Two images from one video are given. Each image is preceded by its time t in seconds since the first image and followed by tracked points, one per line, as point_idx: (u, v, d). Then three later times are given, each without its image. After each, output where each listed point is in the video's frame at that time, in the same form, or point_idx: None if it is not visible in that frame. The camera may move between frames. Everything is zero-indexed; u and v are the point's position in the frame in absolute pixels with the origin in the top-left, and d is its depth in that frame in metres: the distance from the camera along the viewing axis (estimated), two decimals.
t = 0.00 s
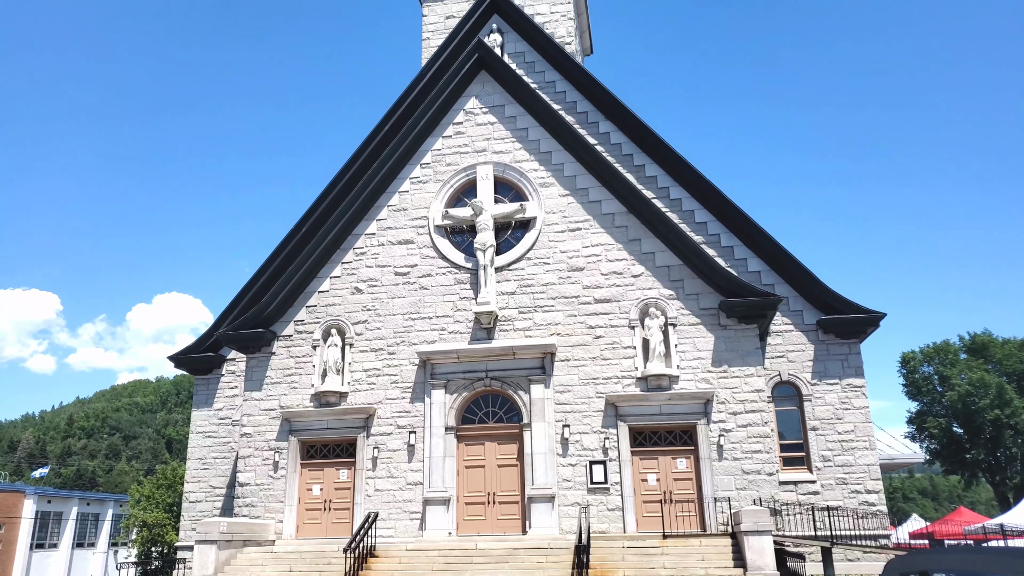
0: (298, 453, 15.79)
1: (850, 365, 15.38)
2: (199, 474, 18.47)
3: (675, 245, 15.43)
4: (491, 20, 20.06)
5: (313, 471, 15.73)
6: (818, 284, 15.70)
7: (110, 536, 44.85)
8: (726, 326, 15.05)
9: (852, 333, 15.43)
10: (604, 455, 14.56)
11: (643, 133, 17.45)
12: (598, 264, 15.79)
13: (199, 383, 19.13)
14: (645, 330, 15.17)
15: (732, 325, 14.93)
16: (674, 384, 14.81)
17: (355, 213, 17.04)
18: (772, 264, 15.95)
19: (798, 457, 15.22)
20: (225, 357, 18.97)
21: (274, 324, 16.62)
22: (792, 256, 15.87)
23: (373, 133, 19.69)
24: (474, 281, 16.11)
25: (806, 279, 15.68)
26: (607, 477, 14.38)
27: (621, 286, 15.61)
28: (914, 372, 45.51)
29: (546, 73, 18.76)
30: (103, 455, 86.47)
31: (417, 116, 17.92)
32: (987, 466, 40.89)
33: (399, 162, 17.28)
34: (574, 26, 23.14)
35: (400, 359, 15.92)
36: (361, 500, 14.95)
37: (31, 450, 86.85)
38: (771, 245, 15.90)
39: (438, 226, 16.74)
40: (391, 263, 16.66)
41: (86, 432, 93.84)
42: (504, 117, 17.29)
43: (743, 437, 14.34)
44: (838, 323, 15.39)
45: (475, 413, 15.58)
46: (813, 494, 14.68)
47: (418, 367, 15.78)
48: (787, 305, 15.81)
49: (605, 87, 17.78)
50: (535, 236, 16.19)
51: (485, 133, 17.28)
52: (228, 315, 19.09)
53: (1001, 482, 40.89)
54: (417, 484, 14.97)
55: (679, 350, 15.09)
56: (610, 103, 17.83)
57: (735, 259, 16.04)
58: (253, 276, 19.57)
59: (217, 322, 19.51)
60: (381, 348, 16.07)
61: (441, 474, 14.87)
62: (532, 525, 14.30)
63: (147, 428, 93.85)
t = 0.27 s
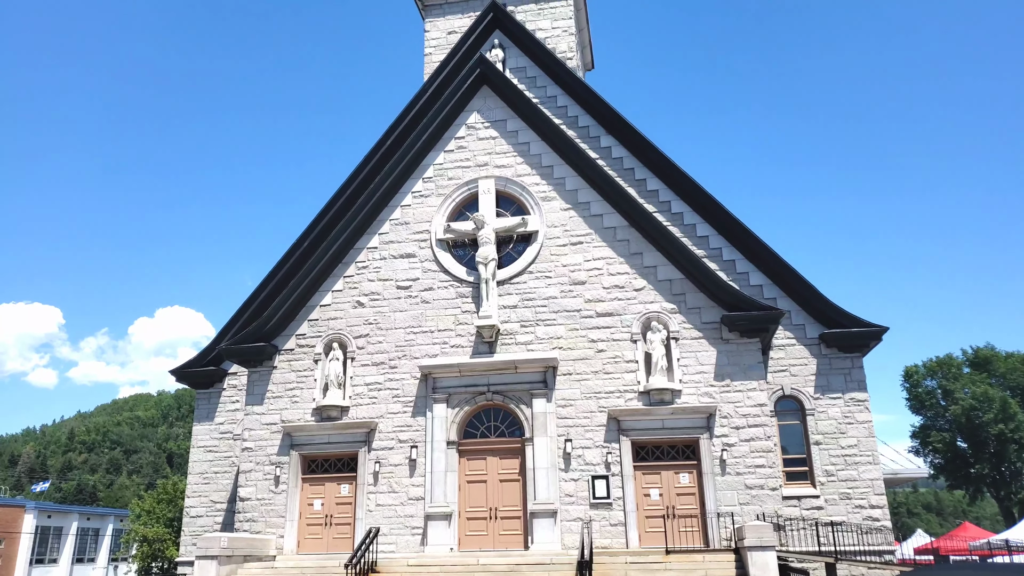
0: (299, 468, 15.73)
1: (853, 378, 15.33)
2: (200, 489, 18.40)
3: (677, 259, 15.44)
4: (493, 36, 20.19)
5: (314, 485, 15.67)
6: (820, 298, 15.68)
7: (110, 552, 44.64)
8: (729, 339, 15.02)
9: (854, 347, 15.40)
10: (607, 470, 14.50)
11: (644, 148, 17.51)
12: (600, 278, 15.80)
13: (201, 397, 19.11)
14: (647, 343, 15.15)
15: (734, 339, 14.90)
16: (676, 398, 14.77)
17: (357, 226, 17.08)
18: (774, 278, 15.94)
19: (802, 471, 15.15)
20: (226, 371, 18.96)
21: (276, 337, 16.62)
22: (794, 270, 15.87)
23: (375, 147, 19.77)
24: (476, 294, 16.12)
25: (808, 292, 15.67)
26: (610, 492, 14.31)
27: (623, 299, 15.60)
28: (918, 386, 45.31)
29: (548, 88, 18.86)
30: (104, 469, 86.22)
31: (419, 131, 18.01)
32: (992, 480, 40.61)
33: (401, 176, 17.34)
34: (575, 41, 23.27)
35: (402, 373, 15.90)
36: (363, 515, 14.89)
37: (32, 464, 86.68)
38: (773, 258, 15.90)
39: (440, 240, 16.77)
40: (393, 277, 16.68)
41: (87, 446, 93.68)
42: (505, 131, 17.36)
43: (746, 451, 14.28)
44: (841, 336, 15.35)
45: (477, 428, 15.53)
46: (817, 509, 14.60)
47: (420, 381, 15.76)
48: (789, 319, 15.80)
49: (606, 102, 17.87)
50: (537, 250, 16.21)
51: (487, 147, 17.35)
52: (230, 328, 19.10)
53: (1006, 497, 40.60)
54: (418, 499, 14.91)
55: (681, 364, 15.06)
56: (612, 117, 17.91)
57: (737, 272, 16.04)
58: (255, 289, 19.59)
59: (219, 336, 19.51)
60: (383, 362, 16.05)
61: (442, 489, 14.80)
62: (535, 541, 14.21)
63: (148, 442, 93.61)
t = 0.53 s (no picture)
0: (300, 482, 15.68)
1: (856, 392, 15.28)
2: (201, 503, 18.35)
3: (679, 272, 15.44)
4: (494, 51, 20.32)
5: (315, 500, 15.61)
6: (822, 311, 15.66)
7: (110, 566, 44.45)
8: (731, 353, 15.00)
9: (857, 361, 15.36)
10: (609, 485, 14.44)
11: (646, 161, 17.56)
12: (601, 291, 15.80)
13: (202, 411, 19.05)
14: (650, 357, 15.13)
15: (736, 353, 14.87)
16: (678, 412, 14.73)
17: (359, 240, 17.11)
18: (776, 291, 15.93)
19: (805, 486, 15.07)
20: (228, 385, 18.92)
21: (277, 351, 16.61)
22: (796, 283, 15.85)
23: (377, 161, 19.84)
24: (478, 308, 16.11)
25: (811, 306, 15.64)
26: (612, 507, 14.24)
27: (625, 313, 15.59)
28: (921, 400, 45.33)
29: (549, 102, 18.95)
30: (105, 483, 85.99)
31: (421, 145, 18.08)
32: (997, 495, 40.31)
33: (403, 190, 17.39)
34: (576, 56, 23.41)
35: (403, 387, 15.87)
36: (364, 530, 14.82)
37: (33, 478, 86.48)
38: (775, 272, 15.89)
39: (442, 254, 16.79)
40: (395, 290, 16.68)
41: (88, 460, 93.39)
42: (507, 145, 17.42)
43: (749, 466, 14.21)
44: (844, 350, 15.32)
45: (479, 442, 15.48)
46: (820, 524, 14.51)
47: (421, 395, 15.73)
48: (791, 332, 15.78)
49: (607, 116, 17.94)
50: (538, 263, 16.23)
51: (488, 161, 17.40)
52: (231, 342, 19.09)
53: (1011, 511, 40.32)
54: (420, 514, 14.84)
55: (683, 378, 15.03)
56: (613, 131, 17.98)
57: (739, 286, 16.04)
58: (257, 303, 19.60)
59: (220, 350, 19.49)
60: (384, 375, 16.03)
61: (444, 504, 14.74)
62: (537, 556, 14.13)
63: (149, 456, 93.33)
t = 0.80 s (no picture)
0: (301, 497, 15.62)
1: (859, 406, 15.22)
2: (202, 517, 18.27)
3: (681, 286, 15.43)
4: (496, 65, 20.43)
5: (316, 514, 15.53)
6: (825, 324, 15.63)
7: None
8: (734, 366, 14.96)
9: (860, 374, 15.31)
10: (612, 499, 14.37)
11: (647, 175, 17.60)
12: (603, 304, 15.79)
13: (203, 424, 18.99)
14: (652, 371, 15.09)
15: (739, 366, 14.84)
16: (681, 426, 14.68)
17: (361, 253, 17.14)
18: (778, 304, 15.90)
19: (809, 500, 14.99)
20: (229, 398, 18.88)
21: (279, 365, 16.59)
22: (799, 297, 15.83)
23: (379, 174, 19.90)
24: (479, 321, 16.10)
25: (813, 319, 15.61)
26: (615, 521, 14.16)
27: (627, 326, 15.57)
28: (924, 414, 45.25)
29: (550, 116, 19.02)
30: (105, 497, 85.71)
31: (423, 159, 18.14)
32: (1002, 509, 39.86)
33: (405, 203, 17.43)
34: (578, 70, 23.52)
35: (405, 400, 15.83)
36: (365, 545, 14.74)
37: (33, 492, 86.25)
38: (777, 285, 15.87)
39: (444, 267, 16.80)
40: (397, 303, 16.68)
41: (89, 474, 93.15)
42: (509, 159, 17.47)
43: (752, 480, 14.14)
44: (847, 363, 15.27)
45: (481, 456, 15.42)
46: (824, 539, 14.42)
47: (423, 408, 15.69)
48: (794, 346, 15.74)
49: (609, 130, 18.01)
50: (540, 276, 16.23)
51: (490, 175, 17.44)
52: (233, 356, 19.07)
53: (1017, 526, 39.78)
54: (421, 528, 14.77)
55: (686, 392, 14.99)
56: (614, 145, 18.04)
57: (741, 299, 16.03)
58: (259, 316, 19.59)
59: (222, 363, 19.47)
60: (386, 389, 16.00)
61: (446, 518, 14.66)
62: (539, 571, 14.04)
63: (150, 470, 93.05)
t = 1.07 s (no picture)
0: (302, 511, 15.55)
1: (862, 419, 15.17)
2: (202, 532, 18.19)
3: (683, 298, 15.42)
4: (497, 79, 20.54)
5: (317, 528, 15.45)
6: (827, 337, 15.60)
7: None
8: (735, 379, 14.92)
9: (862, 387, 15.27)
10: (614, 513, 14.30)
11: (648, 188, 17.65)
12: (605, 317, 15.78)
13: (204, 438, 18.94)
14: (654, 384, 15.06)
15: (741, 379, 14.81)
16: (683, 439, 14.63)
17: (363, 266, 17.15)
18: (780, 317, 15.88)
19: (812, 514, 14.91)
20: (230, 412, 18.85)
21: (280, 378, 16.56)
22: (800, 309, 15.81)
23: (381, 188, 19.96)
24: (481, 333, 16.09)
25: (815, 332, 15.60)
26: (617, 535, 14.08)
27: (628, 339, 15.55)
28: (927, 427, 45.12)
29: (551, 130, 19.09)
30: (105, 511, 85.39)
31: (424, 172, 18.20)
32: (1007, 523, 39.57)
33: (406, 217, 17.47)
34: (578, 84, 23.63)
35: (406, 414, 15.79)
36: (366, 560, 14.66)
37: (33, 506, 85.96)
38: (778, 297, 15.86)
39: (445, 280, 16.81)
40: (398, 316, 16.68)
41: (89, 488, 92.87)
42: (510, 172, 17.52)
43: (755, 493, 14.07)
44: (849, 377, 15.24)
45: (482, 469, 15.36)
46: (828, 553, 14.33)
47: (424, 422, 15.65)
48: (795, 359, 15.72)
49: (609, 143, 18.07)
50: (541, 289, 16.24)
51: (492, 188, 17.49)
52: (234, 369, 19.05)
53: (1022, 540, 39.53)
54: (422, 543, 14.69)
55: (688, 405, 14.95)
56: (615, 158, 18.09)
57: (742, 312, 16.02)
58: (260, 329, 19.59)
59: (223, 377, 19.45)
60: (387, 402, 15.97)
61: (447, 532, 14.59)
62: None
63: (151, 484, 92.73)
